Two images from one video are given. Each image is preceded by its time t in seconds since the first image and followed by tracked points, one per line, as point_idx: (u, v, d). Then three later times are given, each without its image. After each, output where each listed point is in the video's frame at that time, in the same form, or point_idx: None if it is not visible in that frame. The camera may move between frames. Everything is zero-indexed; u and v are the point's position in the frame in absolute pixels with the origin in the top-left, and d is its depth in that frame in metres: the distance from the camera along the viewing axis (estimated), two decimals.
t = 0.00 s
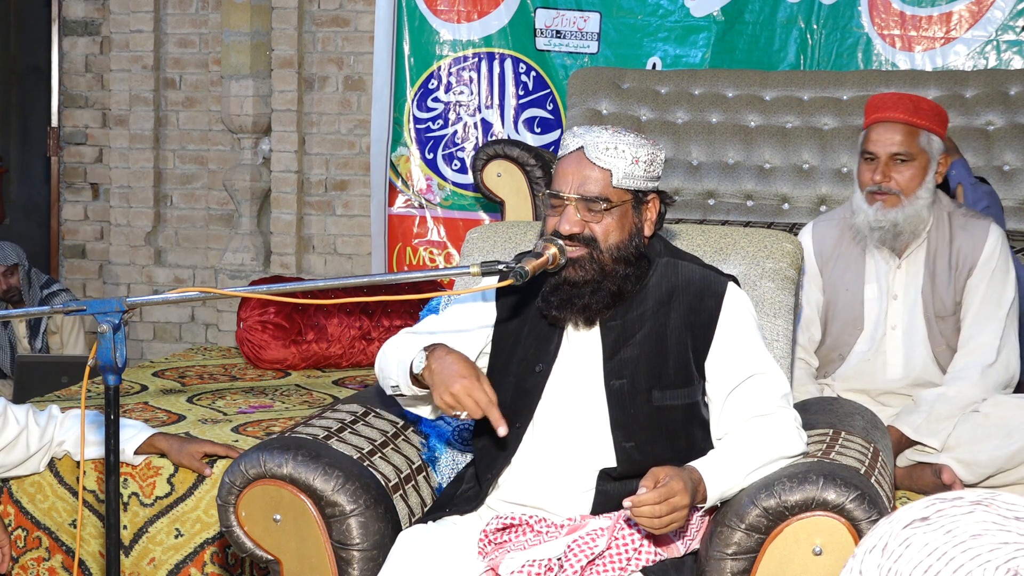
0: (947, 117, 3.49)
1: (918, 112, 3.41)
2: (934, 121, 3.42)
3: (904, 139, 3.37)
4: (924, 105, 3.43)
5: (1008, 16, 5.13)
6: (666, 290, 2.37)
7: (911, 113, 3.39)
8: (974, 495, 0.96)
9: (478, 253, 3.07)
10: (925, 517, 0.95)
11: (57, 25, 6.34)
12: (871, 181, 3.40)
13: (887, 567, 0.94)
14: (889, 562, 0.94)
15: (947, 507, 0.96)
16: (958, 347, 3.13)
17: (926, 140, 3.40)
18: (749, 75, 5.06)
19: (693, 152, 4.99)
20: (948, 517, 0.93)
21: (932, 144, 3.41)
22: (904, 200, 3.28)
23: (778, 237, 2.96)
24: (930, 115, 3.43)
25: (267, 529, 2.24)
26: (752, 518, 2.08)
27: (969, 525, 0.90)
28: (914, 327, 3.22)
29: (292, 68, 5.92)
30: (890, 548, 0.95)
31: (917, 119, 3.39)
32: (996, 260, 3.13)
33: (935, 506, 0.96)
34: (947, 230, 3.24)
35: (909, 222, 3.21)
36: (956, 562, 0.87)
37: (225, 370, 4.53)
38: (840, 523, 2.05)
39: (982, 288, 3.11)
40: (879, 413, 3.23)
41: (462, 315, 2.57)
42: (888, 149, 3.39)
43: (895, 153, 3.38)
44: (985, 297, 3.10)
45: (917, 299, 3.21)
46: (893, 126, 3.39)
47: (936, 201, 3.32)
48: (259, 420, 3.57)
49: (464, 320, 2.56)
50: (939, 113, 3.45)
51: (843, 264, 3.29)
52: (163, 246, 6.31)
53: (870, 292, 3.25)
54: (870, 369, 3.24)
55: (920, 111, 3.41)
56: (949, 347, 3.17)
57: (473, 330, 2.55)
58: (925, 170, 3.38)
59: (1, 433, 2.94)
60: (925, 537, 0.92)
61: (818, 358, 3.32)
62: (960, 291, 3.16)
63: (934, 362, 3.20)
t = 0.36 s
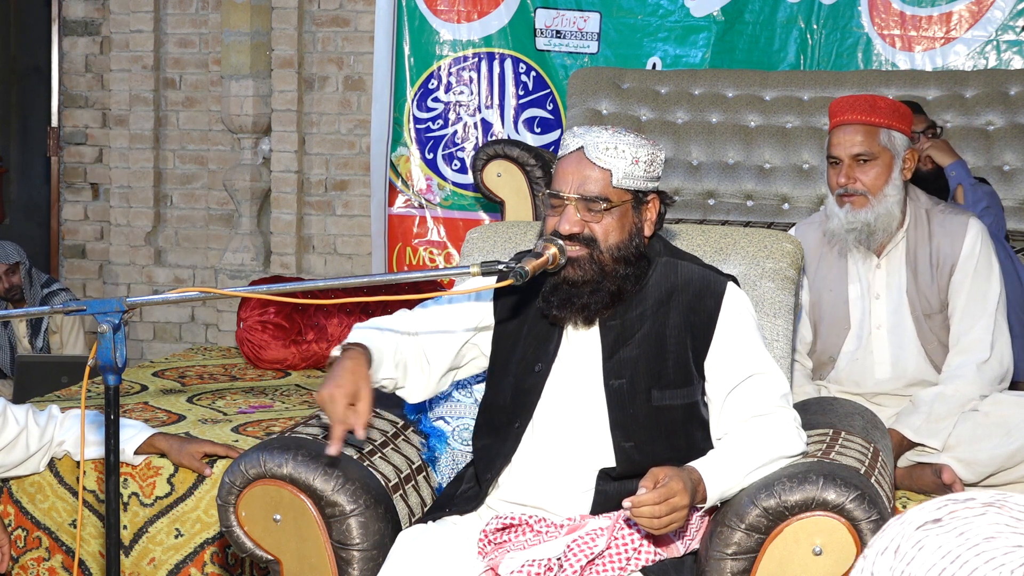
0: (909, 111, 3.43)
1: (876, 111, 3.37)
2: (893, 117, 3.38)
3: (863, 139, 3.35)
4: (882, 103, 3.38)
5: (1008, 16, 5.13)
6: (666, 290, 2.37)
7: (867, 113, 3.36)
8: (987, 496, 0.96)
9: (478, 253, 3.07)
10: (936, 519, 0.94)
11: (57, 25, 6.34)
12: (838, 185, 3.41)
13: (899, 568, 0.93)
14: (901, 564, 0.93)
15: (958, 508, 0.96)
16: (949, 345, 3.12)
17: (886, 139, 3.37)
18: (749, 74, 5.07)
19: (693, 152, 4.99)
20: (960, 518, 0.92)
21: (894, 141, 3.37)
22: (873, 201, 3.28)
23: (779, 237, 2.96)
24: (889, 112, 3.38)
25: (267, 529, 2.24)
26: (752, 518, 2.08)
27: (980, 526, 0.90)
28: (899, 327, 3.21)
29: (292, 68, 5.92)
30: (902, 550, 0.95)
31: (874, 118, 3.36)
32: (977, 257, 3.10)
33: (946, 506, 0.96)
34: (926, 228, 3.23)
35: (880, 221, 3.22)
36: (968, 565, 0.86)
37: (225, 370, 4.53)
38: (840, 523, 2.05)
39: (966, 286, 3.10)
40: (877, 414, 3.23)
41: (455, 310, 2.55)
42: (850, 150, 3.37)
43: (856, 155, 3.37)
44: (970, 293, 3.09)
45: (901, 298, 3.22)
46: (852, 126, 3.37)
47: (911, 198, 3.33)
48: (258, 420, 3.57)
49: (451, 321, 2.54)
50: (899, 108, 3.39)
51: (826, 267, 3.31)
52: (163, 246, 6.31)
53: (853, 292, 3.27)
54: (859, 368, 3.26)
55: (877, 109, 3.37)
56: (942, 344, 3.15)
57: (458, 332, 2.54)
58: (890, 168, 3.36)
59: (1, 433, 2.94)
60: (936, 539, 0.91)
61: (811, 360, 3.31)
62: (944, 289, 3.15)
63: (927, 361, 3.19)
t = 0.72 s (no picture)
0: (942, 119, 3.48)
1: (914, 114, 3.40)
2: (930, 123, 3.41)
3: (900, 141, 3.37)
4: (919, 107, 3.42)
5: (1008, 16, 5.13)
6: (666, 290, 2.37)
7: (905, 116, 3.39)
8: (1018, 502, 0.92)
9: (478, 253, 3.07)
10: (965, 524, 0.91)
11: (57, 25, 6.33)
12: (869, 184, 3.39)
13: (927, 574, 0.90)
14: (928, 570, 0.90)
15: (988, 513, 0.92)
16: (957, 348, 3.12)
17: (922, 142, 3.39)
18: (749, 75, 5.07)
19: (693, 151, 4.99)
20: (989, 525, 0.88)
21: (929, 146, 3.40)
22: (902, 203, 3.28)
23: (778, 237, 2.96)
24: (926, 117, 3.42)
25: (267, 529, 2.24)
26: (752, 517, 2.07)
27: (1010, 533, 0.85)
28: (911, 327, 3.22)
29: (292, 68, 5.93)
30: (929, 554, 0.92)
31: (912, 121, 3.39)
32: (994, 261, 3.11)
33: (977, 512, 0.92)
34: (945, 231, 3.24)
35: (907, 224, 3.23)
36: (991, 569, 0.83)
37: (225, 370, 4.53)
38: (840, 523, 2.05)
39: (980, 290, 3.10)
40: (878, 413, 3.21)
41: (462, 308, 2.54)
42: (886, 151, 3.38)
43: (891, 156, 3.38)
44: (983, 296, 3.09)
45: (916, 300, 3.22)
46: (889, 127, 3.38)
47: (933, 199, 3.32)
48: (259, 420, 3.57)
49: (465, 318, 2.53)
50: (935, 114, 3.44)
51: (841, 267, 3.30)
52: (163, 246, 6.31)
53: (868, 293, 3.26)
54: (868, 369, 3.26)
55: (915, 113, 3.41)
56: (949, 347, 3.16)
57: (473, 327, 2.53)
58: (923, 172, 3.37)
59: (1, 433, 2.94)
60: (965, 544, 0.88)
61: (817, 359, 3.33)
62: (958, 292, 3.15)
63: (933, 362, 3.20)
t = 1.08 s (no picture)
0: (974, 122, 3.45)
1: (949, 117, 3.36)
2: (963, 128, 3.38)
3: (935, 144, 3.33)
4: (955, 110, 3.37)
5: (1008, 16, 5.13)
6: (666, 290, 2.37)
7: (941, 118, 3.34)
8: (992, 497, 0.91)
9: (479, 253, 3.07)
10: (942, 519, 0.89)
11: (57, 25, 6.33)
12: (899, 185, 3.35)
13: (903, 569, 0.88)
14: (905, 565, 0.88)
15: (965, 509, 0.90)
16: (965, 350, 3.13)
17: (954, 146, 3.36)
18: (749, 75, 5.07)
19: (693, 152, 4.99)
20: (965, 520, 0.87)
21: (960, 151, 3.38)
22: (930, 207, 3.25)
23: (778, 237, 2.96)
24: (960, 121, 3.38)
25: (267, 529, 2.24)
26: (752, 518, 2.07)
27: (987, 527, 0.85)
28: (923, 330, 3.21)
29: (292, 68, 5.93)
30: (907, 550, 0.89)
31: (949, 125, 3.34)
32: (1010, 265, 3.13)
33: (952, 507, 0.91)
34: (962, 235, 3.24)
35: (932, 228, 3.21)
36: (973, 567, 0.82)
37: (225, 370, 4.53)
38: (840, 523, 2.05)
39: (994, 291, 3.12)
40: (880, 413, 3.23)
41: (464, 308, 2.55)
42: (918, 154, 3.34)
43: (925, 159, 3.34)
44: (997, 297, 3.11)
45: (930, 303, 3.21)
46: (924, 130, 3.34)
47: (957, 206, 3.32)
48: (259, 420, 3.57)
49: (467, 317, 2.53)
50: (969, 118, 3.40)
51: (857, 266, 3.29)
52: (163, 246, 6.31)
53: (883, 294, 3.24)
54: (877, 369, 3.24)
55: (950, 116, 3.36)
56: (957, 350, 3.17)
57: (476, 327, 2.53)
58: (953, 178, 3.36)
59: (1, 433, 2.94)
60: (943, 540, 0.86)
61: (821, 357, 3.32)
62: (972, 293, 3.16)
63: (940, 363, 3.20)
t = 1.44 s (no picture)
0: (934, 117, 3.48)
1: (905, 113, 3.40)
2: (921, 122, 3.41)
3: (891, 141, 3.36)
4: (910, 106, 3.41)
5: (1008, 16, 5.12)
6: (663, 290, 2.37)
7: (896, 115, 3.38)
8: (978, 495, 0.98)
9: (478, 253, 3.07)
10: (929, 517, 0.97)
11: (57, 25, 6.33)
12: (862, 185, 3.40)
13: (892, 567, 0.95)
14: (894, 564, 0.95)
15: (951, 507, 0.98)
16: (956, 349, 3.12)
17: (913, 141, 3.38)
18: (749, 74, 5.06)
19: (693, 152, 5.00)
20: (953, 516, 0.95)
21: (920, 145, 3.40)
22: (895, 203, 3.28)
23: (778, 237, 2.96)
24: (917, 116, 3.41)
25: (267, 529, 2.24)
26: (752, 518, 2.07)
27: (973, 525, 0.92)
28: (910, 329, 3.22)
29: (292, 68, 5.93)
30: (894, 548, 0.97)
31: (904, 121, 3.38)
32: (989, 259, 3.11)
33: (938, 506, 0.98)
34: (939, 231, 3.24)
35: (901, 224, 3.22)
36: (962, 564, 0.88)
37: (225, 370, 4.53)
38: (840, 523, 2.05)
39: (977, 289, 3.10)
40: (878, 413, 3.22)
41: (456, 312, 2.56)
42: (877, 152, 3.38)
43: (883, 157, 3.37)
44: (980, 296, 3.09)
45: (913, 301, 3.22)
46: (881, 128, 3.38)
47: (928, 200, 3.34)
48: (258, 420, 3.57)
49: (455, 325, 2.56)
50: (926, 112, 3.43)
51: (837, 268, 3.30)
52: (163, 246, 6.31)
53: (866, 294, 3.26)
54: (868, 370, 3.26)
55: (906, 113, 3.40)
56: (946, 347, 3.17)
57: (458, 333, 2.56)
58: (915, 172, 3.38)
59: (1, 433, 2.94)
60: (929, 538, 0.94)
61: (815, 360, 3.32)
62: (954, 292, 3.16)
63: (932, 362, 3.21)
